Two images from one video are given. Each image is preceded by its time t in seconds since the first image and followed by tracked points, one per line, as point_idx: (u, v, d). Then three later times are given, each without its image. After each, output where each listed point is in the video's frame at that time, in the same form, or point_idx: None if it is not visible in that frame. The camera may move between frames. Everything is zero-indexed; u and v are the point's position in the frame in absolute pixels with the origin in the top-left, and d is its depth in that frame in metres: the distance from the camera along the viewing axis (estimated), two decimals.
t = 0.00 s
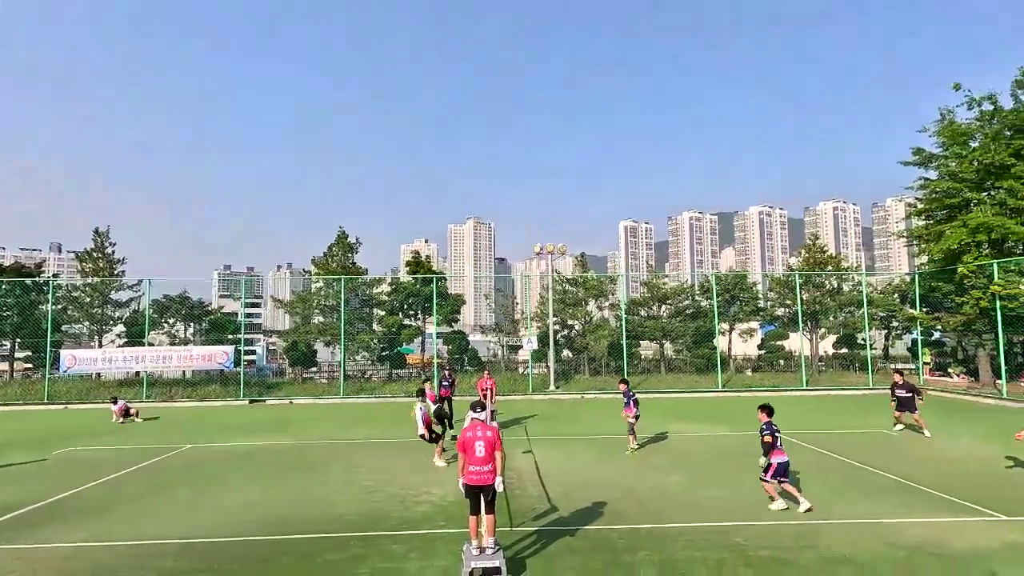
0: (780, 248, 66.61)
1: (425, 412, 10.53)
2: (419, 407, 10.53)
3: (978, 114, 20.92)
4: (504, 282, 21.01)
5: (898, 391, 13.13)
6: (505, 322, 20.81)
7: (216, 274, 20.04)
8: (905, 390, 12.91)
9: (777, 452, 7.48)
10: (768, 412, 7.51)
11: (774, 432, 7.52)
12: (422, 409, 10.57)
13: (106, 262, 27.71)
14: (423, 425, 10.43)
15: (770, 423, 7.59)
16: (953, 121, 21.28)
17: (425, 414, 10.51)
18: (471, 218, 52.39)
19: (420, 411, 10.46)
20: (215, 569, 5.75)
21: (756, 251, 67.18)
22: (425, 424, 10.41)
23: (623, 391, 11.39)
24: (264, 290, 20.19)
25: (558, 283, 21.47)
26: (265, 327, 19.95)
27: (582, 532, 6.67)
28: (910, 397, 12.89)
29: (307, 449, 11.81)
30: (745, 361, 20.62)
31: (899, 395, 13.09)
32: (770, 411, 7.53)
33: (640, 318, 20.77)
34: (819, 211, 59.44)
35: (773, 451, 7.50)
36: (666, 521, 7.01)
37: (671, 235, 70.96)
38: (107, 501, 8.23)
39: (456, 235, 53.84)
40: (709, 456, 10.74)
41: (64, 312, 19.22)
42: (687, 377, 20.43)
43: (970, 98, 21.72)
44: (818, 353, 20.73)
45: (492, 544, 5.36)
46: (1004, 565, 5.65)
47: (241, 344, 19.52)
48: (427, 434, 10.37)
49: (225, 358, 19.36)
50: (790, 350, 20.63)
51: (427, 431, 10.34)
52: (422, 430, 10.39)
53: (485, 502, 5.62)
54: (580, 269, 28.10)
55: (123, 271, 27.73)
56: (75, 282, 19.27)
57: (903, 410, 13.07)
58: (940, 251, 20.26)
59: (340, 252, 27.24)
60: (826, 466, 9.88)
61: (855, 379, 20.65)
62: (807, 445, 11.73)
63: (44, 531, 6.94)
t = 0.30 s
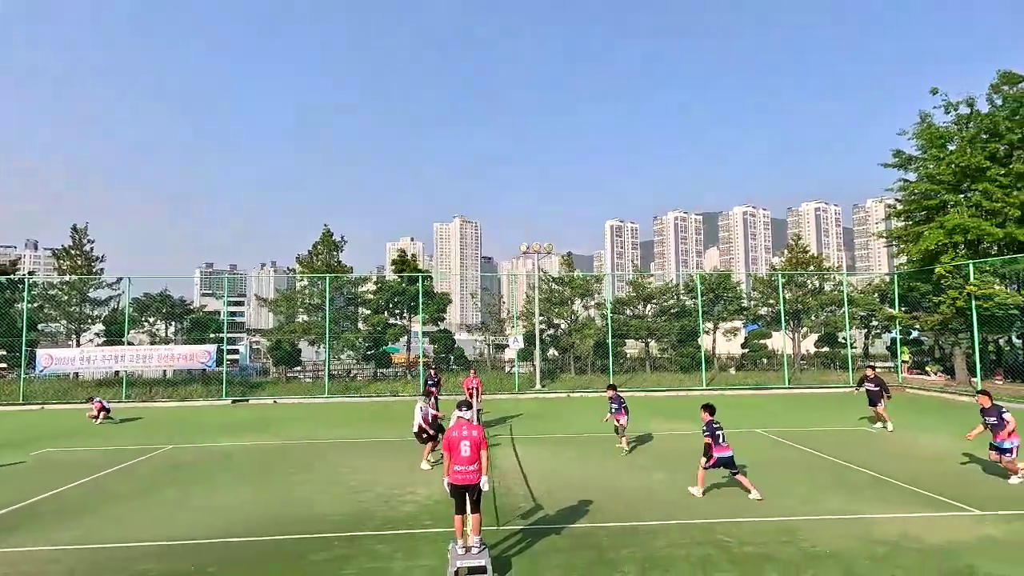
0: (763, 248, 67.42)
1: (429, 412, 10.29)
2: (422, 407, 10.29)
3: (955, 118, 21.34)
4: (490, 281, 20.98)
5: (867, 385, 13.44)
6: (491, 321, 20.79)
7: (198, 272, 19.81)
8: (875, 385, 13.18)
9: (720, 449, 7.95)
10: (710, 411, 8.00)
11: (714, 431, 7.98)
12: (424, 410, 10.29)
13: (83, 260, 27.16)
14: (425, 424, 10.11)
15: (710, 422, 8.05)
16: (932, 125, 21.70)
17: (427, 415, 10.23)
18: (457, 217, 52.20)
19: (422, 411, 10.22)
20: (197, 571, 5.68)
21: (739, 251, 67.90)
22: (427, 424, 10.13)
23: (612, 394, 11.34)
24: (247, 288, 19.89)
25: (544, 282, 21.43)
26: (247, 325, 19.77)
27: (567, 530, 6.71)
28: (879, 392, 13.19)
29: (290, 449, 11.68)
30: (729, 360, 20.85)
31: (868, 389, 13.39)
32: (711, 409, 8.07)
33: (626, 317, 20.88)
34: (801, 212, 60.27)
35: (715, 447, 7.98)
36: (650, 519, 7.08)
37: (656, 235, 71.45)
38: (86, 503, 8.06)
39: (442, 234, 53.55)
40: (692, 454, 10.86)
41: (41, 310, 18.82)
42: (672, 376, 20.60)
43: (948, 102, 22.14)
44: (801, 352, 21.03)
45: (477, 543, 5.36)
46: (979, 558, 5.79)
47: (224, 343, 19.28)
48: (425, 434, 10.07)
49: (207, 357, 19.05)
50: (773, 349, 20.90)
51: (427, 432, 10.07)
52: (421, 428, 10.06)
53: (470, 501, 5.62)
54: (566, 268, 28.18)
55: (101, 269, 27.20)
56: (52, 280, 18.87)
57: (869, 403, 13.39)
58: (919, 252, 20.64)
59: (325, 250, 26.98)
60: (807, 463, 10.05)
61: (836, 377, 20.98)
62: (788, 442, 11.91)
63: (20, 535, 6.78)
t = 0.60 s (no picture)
0: (750, 247, 68.03)
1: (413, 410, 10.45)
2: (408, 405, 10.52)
3: (937, 120, 21.71)
4: (479, 280, 20.94)
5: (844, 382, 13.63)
6: (480, 320, 20.76)
7: (183, 270, 19.56)
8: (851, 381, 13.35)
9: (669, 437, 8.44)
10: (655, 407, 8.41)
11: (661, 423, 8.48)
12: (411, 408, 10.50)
13: (65, 257, 26.72)
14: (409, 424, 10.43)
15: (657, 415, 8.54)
16: (915, 127, 22.05)
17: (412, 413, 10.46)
18: (445, 215, 51.99)
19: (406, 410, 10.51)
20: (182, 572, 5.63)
21: (726, 251, 68.44)
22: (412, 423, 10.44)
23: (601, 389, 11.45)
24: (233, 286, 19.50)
25: (533, 282, 21.48)
26: (234, 325, 19.49)
27: (556, 528, 6.72)
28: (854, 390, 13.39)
29: (277, 449, 11.58)
30: (716, 359, 21.04)
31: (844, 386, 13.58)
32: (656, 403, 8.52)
33: (614, 316, 20.95)
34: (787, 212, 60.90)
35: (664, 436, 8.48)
36: (637, 517, 7.12)
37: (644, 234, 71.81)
38: (70, 504, 7.94)
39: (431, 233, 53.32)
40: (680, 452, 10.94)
41: (21, 309, 18.50)
42: (659, 374, 20.76)
43: (930, 105, 22.50)
44: (786, 351, 21.30)
45: (466, 542, 5.36)
46: (959, 554, 5.89)
47: (209, 342, 19.06)
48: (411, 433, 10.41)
49: (192, 356, 18.80)
50: (759, 348, 21.18)
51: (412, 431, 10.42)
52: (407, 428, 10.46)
53: (458, 500, 5.61)
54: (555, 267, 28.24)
55: (83, 267, 26.79)
56: (32, 277, 18.54)
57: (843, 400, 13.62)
58: (901, 252, 20.96)
59: (312, 249, 26.76)
60: (791, 461, 10.17)
61: (821, 375, 21.26)
62: (773, 440, 12.05)
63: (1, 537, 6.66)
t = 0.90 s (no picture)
0: (739, 248, 68.56)
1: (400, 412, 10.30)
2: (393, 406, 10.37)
3: (922, 123, 22.02)
4: (469, 280, 20.92)
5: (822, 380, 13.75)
6: (470, 320, 20.74)
7: (168, 270, 19.12)
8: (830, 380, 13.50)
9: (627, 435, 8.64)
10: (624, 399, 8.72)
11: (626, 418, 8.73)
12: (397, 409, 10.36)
13: (48, 255, 26.30)
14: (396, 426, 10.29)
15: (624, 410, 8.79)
16: (900, 129, 22.35)
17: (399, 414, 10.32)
18: (435, 214, 51.80)
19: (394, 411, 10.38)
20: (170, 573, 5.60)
21: (715, 251, 68.92)
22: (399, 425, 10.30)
23: (588, 388, 11.44)
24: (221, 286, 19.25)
25: (523, 281, 21.45)
26: (220, 325, 19.30)
27: (545, 527, 6.74)
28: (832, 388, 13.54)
29: (265, 449, 11.48)
30: (705, 358, 21.18)
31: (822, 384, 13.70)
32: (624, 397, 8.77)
33: (604, 316, 21.01)
34: (775, 213, 61.46)
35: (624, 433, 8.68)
36: (628, 516, 7.15)
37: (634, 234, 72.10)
38: (54, 507, 7.81)
39: (421, 232, 52.97)
40: (668, 452, 11.00)
41: (3, 308, 18.18)
42: (648, 374, 20.87)
43: (915, 107, 22.80)
44: (773, 351, 21.51)
45: (455, 542, 5.34)
46: (943, 550, 5.98)
47: (196, 342, 18.86)
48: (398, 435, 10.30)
49: (178, 356, 18.59)
50: (746, 347, 21.38)
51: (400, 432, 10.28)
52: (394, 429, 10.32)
53: (449, 499, 5.61)
54: (545, 266, 28.27)
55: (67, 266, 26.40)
56: (14, 277, 18.22)
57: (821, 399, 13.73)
58: (887, 252, 21.25)
59: (300, 248, 26.57)
60: (778, 459, 10.28)
61: (807, 374, 21.51)
62: (760, 438, 12.16)
63: None
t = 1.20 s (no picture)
0: (727, 250, 69.09)
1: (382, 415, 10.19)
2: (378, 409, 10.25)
3: (907, 126, 22.34)
4: (459, 281, 20.89)
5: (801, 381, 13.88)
6: (460, 321, 20.72)
7: (155, 271, 18.82)
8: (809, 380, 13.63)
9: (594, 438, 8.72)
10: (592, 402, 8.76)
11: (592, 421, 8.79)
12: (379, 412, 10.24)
13: (31, 256, 25.90)
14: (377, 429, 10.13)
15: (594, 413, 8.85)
16: (885, 133, 22.66)
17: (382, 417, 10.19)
18: (425, 215, 51.64)
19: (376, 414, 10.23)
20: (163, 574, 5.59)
21: (704, 253, 69.40)
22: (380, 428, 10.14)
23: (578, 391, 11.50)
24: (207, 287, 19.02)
25: (513, 282, 21.47)
26: (207, 325, 19.06)
27: (535, 528, 6.74)
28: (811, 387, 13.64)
29: (253, 452, 11.38)
30: (694, 359, 21.32)
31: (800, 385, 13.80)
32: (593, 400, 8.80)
33: (593, 317, 21.07)
34: (763, 215, 62.03)
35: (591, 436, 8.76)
36: (617, 516, 7.18)
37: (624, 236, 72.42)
38: (38, 511, 7.68)
39: (411, 233, 52.72)
40: (657, 452, 11.06)
41: None
42: (638, 374, 20.95)
43: (900, 111, 23.12)
44: (761, 351, 21.70)
45: (445, 543, 5.32)
46: (928, 548, 6.06)
47: (182, 343, 18.62)
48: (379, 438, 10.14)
49: (164, 358, 18.38)
50: (735, 348, 21.54)
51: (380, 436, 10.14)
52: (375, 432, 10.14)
53: (439, 501, 5.59)
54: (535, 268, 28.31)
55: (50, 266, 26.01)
56: None
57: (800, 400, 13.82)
58: (872, 254, 21.52)
59: (289, 249, 26.39)
60: (766, 459, 10.37)
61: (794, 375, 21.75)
62: (748, 439, 12.27)
63: None
